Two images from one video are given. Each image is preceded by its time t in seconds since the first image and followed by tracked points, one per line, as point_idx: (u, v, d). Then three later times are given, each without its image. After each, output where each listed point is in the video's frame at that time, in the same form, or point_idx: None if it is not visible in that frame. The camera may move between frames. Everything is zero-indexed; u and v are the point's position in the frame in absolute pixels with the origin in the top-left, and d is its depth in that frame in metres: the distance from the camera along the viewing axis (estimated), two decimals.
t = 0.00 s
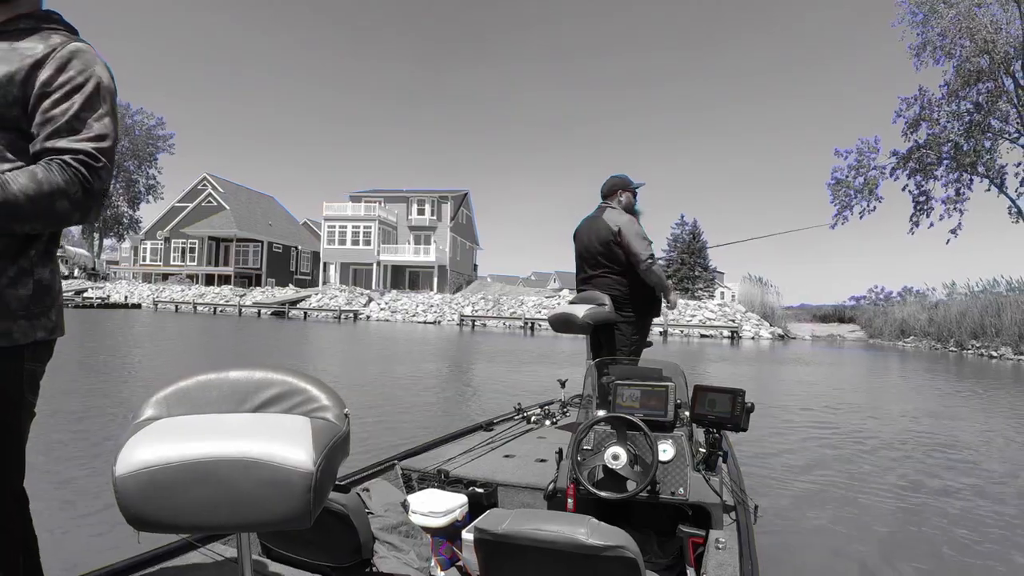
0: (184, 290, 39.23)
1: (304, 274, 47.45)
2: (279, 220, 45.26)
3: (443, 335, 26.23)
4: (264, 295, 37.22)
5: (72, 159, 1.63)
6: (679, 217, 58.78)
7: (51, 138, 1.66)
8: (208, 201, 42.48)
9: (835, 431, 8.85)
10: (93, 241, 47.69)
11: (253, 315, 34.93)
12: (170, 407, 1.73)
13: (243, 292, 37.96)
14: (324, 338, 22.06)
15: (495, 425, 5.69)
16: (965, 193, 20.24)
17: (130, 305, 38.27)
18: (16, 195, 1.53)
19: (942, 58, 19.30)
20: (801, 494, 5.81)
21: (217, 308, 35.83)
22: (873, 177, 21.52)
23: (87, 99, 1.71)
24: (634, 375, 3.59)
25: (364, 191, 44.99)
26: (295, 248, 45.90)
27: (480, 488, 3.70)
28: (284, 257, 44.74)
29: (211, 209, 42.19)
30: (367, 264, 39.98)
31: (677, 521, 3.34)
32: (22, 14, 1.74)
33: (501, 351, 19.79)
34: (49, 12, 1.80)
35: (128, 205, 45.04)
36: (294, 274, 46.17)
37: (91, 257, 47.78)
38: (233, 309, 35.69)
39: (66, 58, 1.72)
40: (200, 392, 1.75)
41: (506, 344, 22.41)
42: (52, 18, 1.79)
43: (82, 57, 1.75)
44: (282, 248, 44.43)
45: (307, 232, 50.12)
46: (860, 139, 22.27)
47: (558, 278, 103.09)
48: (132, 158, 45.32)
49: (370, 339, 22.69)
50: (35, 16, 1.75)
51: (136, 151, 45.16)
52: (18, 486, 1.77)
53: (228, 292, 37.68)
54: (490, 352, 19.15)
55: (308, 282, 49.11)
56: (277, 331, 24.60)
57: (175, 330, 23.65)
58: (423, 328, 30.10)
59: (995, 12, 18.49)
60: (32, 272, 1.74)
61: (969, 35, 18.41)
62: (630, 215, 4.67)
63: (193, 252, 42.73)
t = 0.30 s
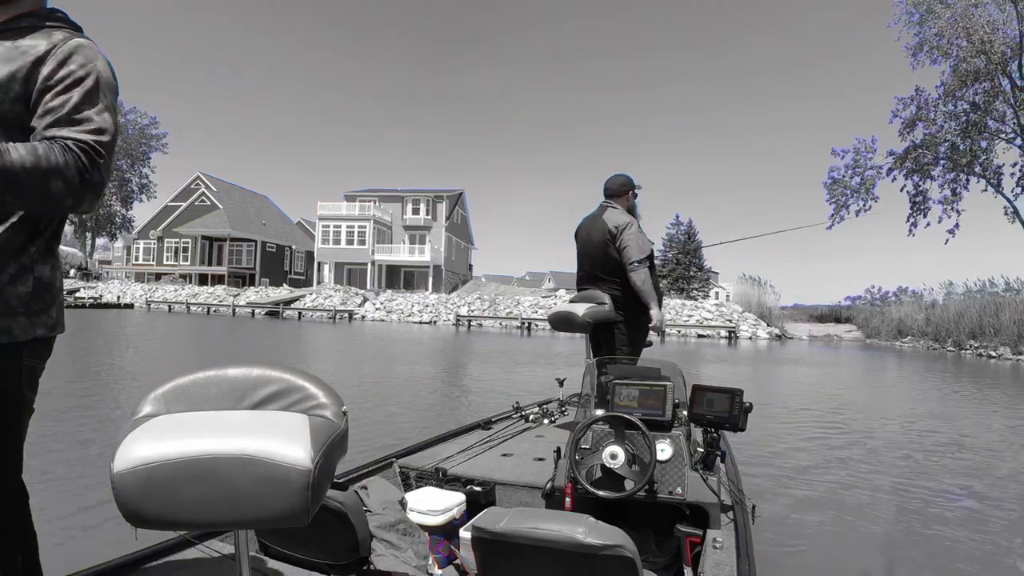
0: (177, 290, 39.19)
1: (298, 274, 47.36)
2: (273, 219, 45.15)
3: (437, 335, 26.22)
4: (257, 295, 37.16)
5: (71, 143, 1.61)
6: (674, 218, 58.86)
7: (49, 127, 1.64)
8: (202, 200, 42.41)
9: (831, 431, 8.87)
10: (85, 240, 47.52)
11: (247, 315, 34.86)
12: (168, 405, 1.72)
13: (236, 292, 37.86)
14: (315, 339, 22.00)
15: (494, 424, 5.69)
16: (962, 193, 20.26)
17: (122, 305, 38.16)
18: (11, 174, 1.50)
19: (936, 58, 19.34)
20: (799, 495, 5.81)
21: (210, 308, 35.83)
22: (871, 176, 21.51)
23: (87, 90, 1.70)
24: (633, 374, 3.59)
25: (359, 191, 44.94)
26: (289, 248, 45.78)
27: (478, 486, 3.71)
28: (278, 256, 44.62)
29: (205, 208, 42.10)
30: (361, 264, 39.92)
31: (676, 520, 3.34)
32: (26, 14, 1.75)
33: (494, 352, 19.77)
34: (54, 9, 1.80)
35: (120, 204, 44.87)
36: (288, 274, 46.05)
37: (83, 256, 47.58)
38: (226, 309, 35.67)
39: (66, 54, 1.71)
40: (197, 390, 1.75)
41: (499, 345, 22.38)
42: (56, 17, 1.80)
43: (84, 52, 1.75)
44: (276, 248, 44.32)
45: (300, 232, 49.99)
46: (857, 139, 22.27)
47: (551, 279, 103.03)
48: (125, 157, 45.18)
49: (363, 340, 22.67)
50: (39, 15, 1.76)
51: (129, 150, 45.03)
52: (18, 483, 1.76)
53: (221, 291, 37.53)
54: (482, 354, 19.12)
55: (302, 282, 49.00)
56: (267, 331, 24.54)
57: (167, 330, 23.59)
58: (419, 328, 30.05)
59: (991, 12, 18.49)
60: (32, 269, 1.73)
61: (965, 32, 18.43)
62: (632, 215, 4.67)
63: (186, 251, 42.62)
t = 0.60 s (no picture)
0: (170, 291, 39.21)
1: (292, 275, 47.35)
2: (267, 220, 45.10)
3: (431, 336, 26.18)
4: (251, 296, 37.13)
5: (50, 115, 1.54)
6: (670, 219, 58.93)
7: (32, 107, 1.60)
8: (197, 200, 42.34)
9: (828, 431, 8.89)
10: (78, 241, 47.34)
11: (242, 315, 34.84)
12: (166, 406, 1.72)
13: (231, 293, 37.83)
14: (308, 340, 21.97)
15: (494, 425, 5.69)
16: (960, 192, 20.26)
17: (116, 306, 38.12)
18: None
19: (932, 56, 19.35)
20: (796, 496, 5.81)
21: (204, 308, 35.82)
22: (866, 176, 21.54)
23: (71, 71, 1.66)
24: (632, 375, 3.59)
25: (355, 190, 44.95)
26: (284, 249, 45.76)
27: (478, 487, 3.71)
28: (273, 257, 44.57)
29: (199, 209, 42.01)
30: (357, 265, 39.91)
31: (676, 520, 3.35)
32: (18, 12, 1.76)
33: (488, 353, 19.77)
34: (48, 10, 1.81)
35: (114, 204, 44.76)
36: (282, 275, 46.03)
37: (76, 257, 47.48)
38: (221, 310, 35.67)
39: (53, 42, 1.69)
40: (196, 390, 1.75)
41: (493, 346, 22.38)
42: (48, 15, 1.80)
43: (71, 40, 1.73)
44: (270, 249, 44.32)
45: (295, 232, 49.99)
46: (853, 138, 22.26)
47: (546, 280, 103.18)
48: (119, 157, 45.07)
49: (356, 340, 22.67)
50: (30, 13, 1.76)
51: (123, 149, 44.95)
52: (16, 483, 1.77)
53: (215, 293, 37.44)
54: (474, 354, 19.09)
55: (296, 283, 48.95)
56: (260, 332, 24.52)
57: (161, 330, 23.52)
58: (415, 328, 30.05)
59: (988, 12, 18.49)
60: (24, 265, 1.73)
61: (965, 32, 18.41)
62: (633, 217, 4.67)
63: (180, 251, 42.58)
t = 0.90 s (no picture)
0: (163, 290, 39.24)
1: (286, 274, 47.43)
2: (261, 219, 44.99)
3: (428, 336, 26.23)
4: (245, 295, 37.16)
5: (18, 107, 1.54)
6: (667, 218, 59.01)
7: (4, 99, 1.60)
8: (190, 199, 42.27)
9: (827, 430, 8.90)
10: (70, 240, 47.22)
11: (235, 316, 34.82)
12: (168, 411, 1.73)
13: (224, 292, 37.85)
14: (302, 339, 21.95)
15: (497, 427, 5.69)
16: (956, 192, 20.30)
17: (109, 305, 38.12)
18: None
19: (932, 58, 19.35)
20: (798, 495, 5.80)
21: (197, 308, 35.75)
22: (864, 177, 21.52)
23: (45, 61, 1.66)
24: (634, 376, 3.59)
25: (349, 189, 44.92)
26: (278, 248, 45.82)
27: (481, 490, 3.71)
28: (267, 256, 44.63)
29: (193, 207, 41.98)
30: (352, 264, 39.87)
31: (680, 521, 3.35)
32: None
33: (483, 353, 19.76)
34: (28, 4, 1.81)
35: (107, 202, 44.65)
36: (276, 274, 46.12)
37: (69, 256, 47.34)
38: (214, 309, 35.60)
39: (28, 32, 1.69)
40: (199, 396, 1.75)
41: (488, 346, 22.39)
42: (27, 8, 1.80)
43: (46, 31, 1.72)
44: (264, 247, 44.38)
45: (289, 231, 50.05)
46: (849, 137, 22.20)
47: (540, 279, 103.28)
48: (112, 155, 45.01)
49: (351, 340, 22.68)
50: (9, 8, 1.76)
51: (116, 148, 44.92)
52: (16, 491, 1.77)
53: (209, 292, 37.49)
54: (469, 354, 19.10)
55: (291, 282, 48.93)
56: (254, 332, 24.53)
57: (154, 331, 23.50)
58: (412, 329, 30.07)
59: (985, 13, 18.49)
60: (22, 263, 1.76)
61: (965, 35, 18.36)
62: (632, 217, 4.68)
63: (173, 250, 42.61)
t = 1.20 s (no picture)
0: (153, 287, 39.26)
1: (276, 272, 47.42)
2: (251, 216, 45.12)
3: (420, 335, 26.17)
4: (235, 292, 37.14)
5: None
6: (660, 217, 59.15)
7: None
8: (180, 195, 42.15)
9: (821, 431, 8.91)
10: (59, 237, 46.97)
11: (226, 315, 34.72)
12: (170, 407, 1.73)
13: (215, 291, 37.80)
14: (291, 338, 21.93)
15: (497, 425, 5.69)
16: (950, 193, 20.27)
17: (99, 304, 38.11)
18: None
19: (928, 60, 19.38)
20: (794, 496, 5.80)
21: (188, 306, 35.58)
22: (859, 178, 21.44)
23: None
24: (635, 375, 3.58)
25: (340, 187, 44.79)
26: (268, 246, 45.86)
27: (482, 488, 3.71)
28: (257, 254, 44.66)
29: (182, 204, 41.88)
30: (344, 262, 39.86)
31: (679, 520, 3.35)
32: None
33: (472, 352, 19.77)
34: None
35: (96, 200, 44.54)
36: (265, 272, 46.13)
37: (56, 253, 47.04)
38: (206, 308, 35.09)
39: None
40: (201, 393, 1.75)
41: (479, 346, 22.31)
42: None
43: None
44: (255, 245, 44.42)
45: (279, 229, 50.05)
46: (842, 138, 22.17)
47: (531, 279, 103.60)
48: (101, 152, 44.89)
49: (340, 339, 22.66)
50: None
51: (105, 145, 44.83)
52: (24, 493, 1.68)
53: (200, 289, 37.51)
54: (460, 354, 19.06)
55: (281, 281, 48.86)
56: (245, 331, 24.53)
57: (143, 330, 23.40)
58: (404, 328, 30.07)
59: (979, 15, 18.46)
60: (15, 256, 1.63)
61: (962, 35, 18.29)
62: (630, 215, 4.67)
63: (163, 248, 42.60)
